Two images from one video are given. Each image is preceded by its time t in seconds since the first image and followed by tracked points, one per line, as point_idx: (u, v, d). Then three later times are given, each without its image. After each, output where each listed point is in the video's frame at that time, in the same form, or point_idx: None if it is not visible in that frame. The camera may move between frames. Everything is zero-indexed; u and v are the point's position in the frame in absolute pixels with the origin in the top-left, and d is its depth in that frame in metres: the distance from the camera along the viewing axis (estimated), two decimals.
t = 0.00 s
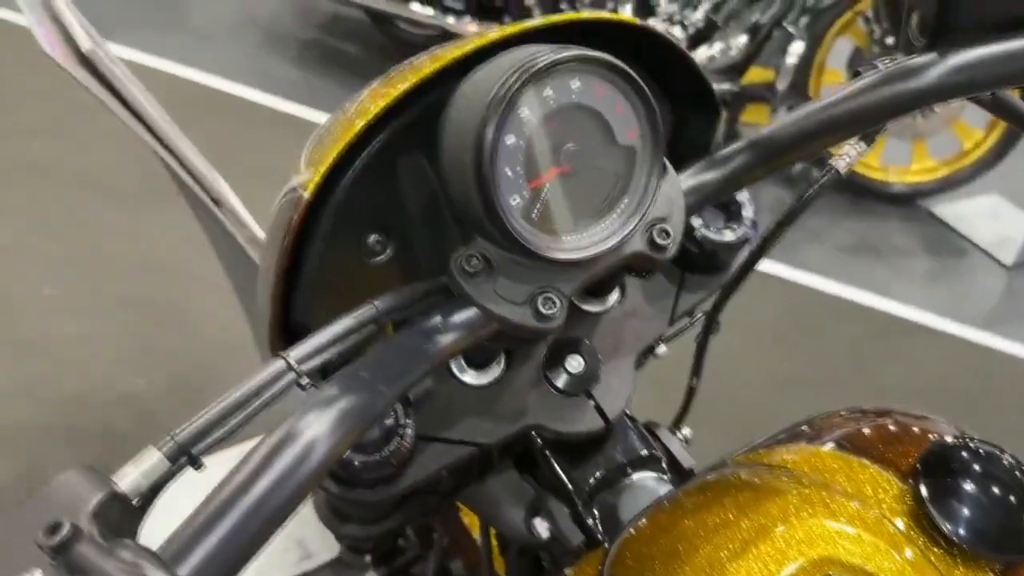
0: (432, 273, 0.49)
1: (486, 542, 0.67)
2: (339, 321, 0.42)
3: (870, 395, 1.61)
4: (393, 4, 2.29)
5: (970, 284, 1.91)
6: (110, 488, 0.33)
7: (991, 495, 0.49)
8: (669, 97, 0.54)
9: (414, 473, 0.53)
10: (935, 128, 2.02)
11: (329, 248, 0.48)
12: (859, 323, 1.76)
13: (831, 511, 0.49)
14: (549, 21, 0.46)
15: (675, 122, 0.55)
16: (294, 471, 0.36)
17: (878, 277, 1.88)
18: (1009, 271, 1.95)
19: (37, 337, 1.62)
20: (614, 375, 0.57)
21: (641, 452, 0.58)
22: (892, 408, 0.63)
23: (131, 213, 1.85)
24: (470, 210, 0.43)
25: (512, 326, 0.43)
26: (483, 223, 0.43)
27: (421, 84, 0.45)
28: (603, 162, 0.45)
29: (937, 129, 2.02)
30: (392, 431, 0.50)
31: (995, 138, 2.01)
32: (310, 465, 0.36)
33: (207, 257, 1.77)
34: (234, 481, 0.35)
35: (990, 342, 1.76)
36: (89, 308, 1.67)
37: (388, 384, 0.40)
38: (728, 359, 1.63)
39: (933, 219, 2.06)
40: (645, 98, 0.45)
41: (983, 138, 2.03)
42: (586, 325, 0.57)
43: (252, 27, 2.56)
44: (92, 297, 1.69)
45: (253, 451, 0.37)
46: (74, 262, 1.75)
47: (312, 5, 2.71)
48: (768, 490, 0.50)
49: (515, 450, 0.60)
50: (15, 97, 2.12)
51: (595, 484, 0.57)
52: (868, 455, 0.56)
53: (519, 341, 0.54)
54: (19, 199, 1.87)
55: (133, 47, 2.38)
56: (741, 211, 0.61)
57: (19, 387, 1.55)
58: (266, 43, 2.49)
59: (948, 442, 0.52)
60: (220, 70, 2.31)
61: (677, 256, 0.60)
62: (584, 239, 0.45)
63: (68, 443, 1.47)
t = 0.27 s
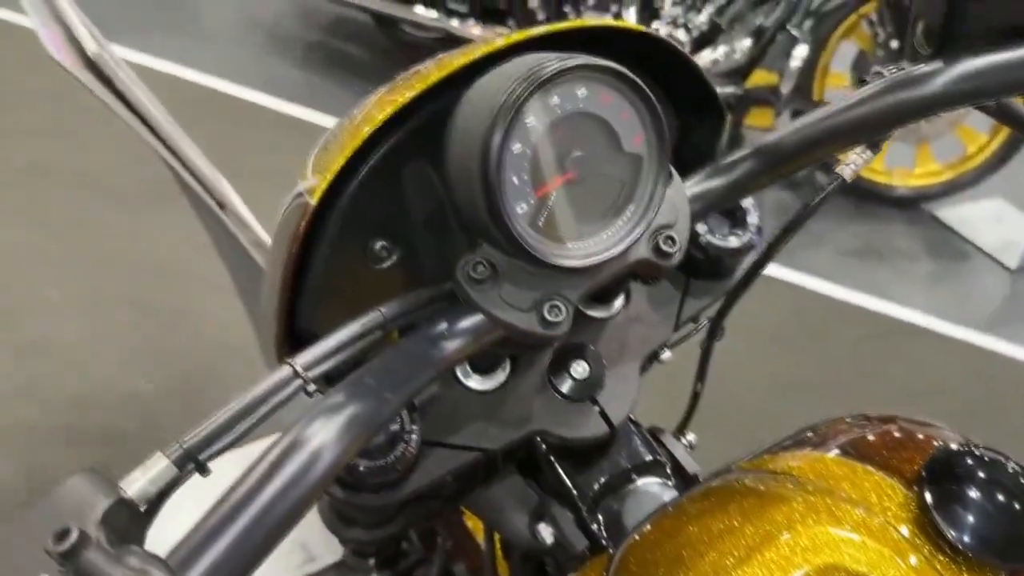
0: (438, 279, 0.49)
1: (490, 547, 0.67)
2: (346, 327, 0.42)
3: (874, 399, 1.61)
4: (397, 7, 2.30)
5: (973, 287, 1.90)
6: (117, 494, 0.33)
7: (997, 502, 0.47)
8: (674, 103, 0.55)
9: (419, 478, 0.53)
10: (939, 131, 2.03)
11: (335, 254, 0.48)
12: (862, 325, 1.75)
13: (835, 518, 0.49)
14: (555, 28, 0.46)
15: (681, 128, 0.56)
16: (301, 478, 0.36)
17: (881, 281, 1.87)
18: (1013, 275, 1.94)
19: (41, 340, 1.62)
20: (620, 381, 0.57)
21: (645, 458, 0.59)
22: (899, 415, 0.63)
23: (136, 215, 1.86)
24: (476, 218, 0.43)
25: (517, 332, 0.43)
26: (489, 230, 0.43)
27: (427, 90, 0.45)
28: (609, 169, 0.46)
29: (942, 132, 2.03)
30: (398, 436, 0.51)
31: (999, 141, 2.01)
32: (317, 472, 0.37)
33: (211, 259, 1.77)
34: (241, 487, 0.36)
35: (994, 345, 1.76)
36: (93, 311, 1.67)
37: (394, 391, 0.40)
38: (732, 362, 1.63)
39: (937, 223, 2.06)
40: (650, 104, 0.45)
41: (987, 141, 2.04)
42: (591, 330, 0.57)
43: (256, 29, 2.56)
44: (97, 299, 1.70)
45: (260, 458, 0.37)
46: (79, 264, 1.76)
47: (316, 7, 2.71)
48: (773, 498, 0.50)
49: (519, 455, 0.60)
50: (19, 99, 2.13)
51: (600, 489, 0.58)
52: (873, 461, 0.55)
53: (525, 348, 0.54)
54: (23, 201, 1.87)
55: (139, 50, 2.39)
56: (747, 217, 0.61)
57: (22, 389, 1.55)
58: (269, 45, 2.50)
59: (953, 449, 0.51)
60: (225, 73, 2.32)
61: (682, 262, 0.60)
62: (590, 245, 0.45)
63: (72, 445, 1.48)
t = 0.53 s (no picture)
0: (440, 283, 0.49)
1: (492, 550, 0.67)
2: (350, 330, 0.42)
3: (877, 402, 1.61)
4: (399, 9, 2.30)
5: (976, 290, 1.90)
6: (121, 497, 0.34)
7: (1000, 506, 0.47)
8: (678, 107, 0.55)
9: (421, 482, 0.53)
10: (942, 135, 2.02)
11: (338, 258, 0.48)
12: (865, 327, 1.75)
13: (839, 522, 0.49)
14: (558, 32, 0.46)
15: (684, 131, 0.56)
16: (305, 481, 0.36)
17: (884, 283, 1.87)
18: (1016, 278, 1.94)
19: (44, 342, 1.62)
20: (623, 384, 0.57)
21: (648, 462, 0.59)
22: (903, 418, 0.63)
23: (140, 217, 1.86)
24: (480, 222, 0.43)
25: (521, 336, 0.43)
26: (493, 234, 0.43)
27: (431, 94, 0.45)
28: (612, 174, 0.46)
29: (945, 135, 2.02)
30: (401, 440, 0.51)
31: (1002, 144, 2.01)
32: (321, 476, 0.37)
33: (215, 261, 1.78)
34: (245, 492, 0.36)
35: (997, 348, 1.76)
36: (96, 313, 1.68)
37: (398, 395, 0.40)
38: (734, 365, 1.62)
39: (939, 226, 2.06)
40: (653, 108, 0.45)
41: (989, 145, 2.04)
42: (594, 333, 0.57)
43: (259, 31, 2.57)
44: (100, 300, 1.70)
45: (264, 461, 0.37)
46: (82, 265, 1.76)
47: (319, 10, 2.71)
48: (776, 502, 0.50)
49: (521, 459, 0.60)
50: (22, 101, 2.13)
51: (603, 493, 0.58)
52: (876, 465, 0.55)
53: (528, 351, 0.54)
54: (26, 203, 1.87)
55: (143, 51, 2.39)
56: (750, 221, 0.61)
57: (26, 391, 1.55)
58: (272, 47, 2.50)
59: (957, 453, 0.51)
60: (229, 75, 2.32)
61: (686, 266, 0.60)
62: (594, 249, 0.45)
63: (74, 447, 1.48)
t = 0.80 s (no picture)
0: (443, 285, 0.49)
1: (495, 552, 0.67)
2: (353, 332, 0.42)
3: (881, 404, 1.61)
4: (403, 11, 2.30)
5: (979, 293, 1.90)
6: (123, 499, 0.34)
7: (1004, 509, 0.47)
8: (681, 109, 0.54)
9: (423, 484, 0.53)
10: (944, 138, 2.02)
11: (341, 260, 0.48)
12: (868, 330, 1.75)
13: (841, 525, 0.48)
14: (561, 35, 0.46)
15: (687, 134, 0.55)
16: (307, 484, 0.36)
17: (887, 286, 1.87)
18: (1019, 280, 1.94)
19: (47, 343, 1.62)
20: (625, 387, 0.57)
21: (650, 464, 0.58)
22: (906, 422, 0.63)
23: (143, 218, 1.86)
24: (482, 224, 0.43)
25: (523, 338, 0.43)
26: (495, 236, 0.43)
27: (434, 97, 0.45)
28: (614, 176, 0.46)
29: (947, 138, 2.02)
30: (403, 442, 0.51)
31: (1005, 146, 2.01)
32: (323, 479, 0.37)
33: (218, 262, 1.78)
34: (247, 494, 0.36)
35: (1000, 351, 1.75)
36: (99, 314, 1.68)
37: (401, 397, 0.40)
38: (737, 368, 1.62)
39: (943, 228, 2.05)
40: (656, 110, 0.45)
41: (992, 147, 2.04)
42: (597, 336, 0.57)
43: (262, 33, 2.57)
44: (103, 301, 1.70)
45: (267, 463, 0.37)
46: (85, 267, 1.76)
47: (323, 11, 2.71)
48: (778, 505, 0.50)
49: (524, 462, 0.60)
50: (26, 101, 2.14)
51: (605, 496, 0.57)
52: (879, 468, 0.55)
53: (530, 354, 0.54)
54: (29, 204, 1.88)
55: (147, 52, 2.39)
56: (753, 224, 0.60)
57: (28, 391, 1.55)
58: (276, 49, 2.50)
59: (960, 457, 0.51)
60: (233, 76, 2.33)
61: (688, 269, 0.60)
62: (596, 252, 0.45)
63: (77, 448, 1.48)
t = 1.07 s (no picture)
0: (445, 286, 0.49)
1: (496, 553, 0.67)
2: (355, 333, 0.42)
3: (883, 406, 1.60)
4: (406, 12, 2.30)
5: (982, 295, 1.90)
6: (125, 500, 0.34)
7: (1006, 512, 0.47)
8: (684, 111, 0.54)
9: (425, 486, 0.52)
10: (947, 139, 2.01)
11: (344, 261, 0.48)
12: (870, 331, 1.75)
13: (844, 527, 0.48)
14: (564, 36, 0.46)
15: (690, 135, 0.55)
16: (309, 486, 0.36)
17: (890, 287, 1.87)
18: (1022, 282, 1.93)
19: (49, 343, 1.62)
20: (627, 389, 0.57)
21: (653, 465, 0.58)
22: (910, 424, 0.63)
23: (145, 218, 1.86)
24: (484, 225, 0.43)
25: (525, 339, 0.43)
26: (498, 237, 0.43)
27: (436, 98, 0.45)
28: (617, 178, 0.46)
29: (950, 140, 2.02)
30: (405, 443, 0.51)
31: (1008, 148, 2.01)
32: (324, 480, 0.37)
33: (220, 263, 1.78)
34: (249, 495, 0.36)
35: (1003, 353, 1.75)
36: (101, 314, 1.68)
37: (404, 399, 0.40)
38: (739, 370, 1.62)
39: (946, 230, 2.05)
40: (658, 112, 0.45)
41: (996, 148, 2.04)
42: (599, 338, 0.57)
43: (265, 34, 2.57)
44: (105, 302, 1.70)
45: (268, 465, 0.37)
46: (88, 267, 1.76)
47: (326, 12, 2.72)
48: (781, 508, 0.50)
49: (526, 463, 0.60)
50: (29, 102, 2.14)
51: (607, 498, 0.57)
52: (882, 471, 0.55)
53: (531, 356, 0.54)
54: (32, 204, 1.88)
55: (150, 53, 2.40)
56: (756, 225, 0.60)
57: (31, 392, 1.55)
58: (278, 49, 2.50)
59: (963, 460, 0.51)
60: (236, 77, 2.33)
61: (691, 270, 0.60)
62: (599, 253, 0.45)
63: (79, 448, 1.48)
